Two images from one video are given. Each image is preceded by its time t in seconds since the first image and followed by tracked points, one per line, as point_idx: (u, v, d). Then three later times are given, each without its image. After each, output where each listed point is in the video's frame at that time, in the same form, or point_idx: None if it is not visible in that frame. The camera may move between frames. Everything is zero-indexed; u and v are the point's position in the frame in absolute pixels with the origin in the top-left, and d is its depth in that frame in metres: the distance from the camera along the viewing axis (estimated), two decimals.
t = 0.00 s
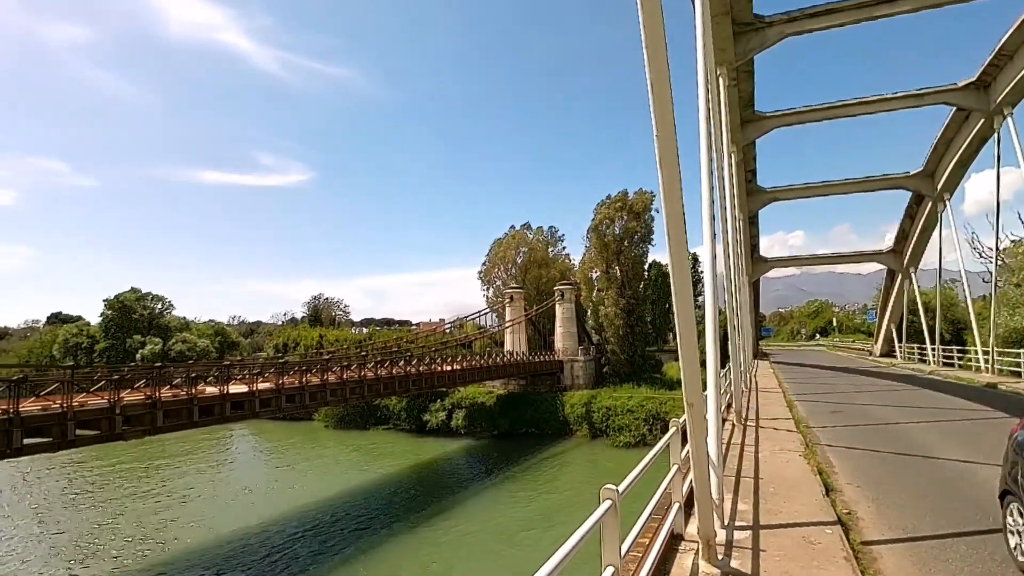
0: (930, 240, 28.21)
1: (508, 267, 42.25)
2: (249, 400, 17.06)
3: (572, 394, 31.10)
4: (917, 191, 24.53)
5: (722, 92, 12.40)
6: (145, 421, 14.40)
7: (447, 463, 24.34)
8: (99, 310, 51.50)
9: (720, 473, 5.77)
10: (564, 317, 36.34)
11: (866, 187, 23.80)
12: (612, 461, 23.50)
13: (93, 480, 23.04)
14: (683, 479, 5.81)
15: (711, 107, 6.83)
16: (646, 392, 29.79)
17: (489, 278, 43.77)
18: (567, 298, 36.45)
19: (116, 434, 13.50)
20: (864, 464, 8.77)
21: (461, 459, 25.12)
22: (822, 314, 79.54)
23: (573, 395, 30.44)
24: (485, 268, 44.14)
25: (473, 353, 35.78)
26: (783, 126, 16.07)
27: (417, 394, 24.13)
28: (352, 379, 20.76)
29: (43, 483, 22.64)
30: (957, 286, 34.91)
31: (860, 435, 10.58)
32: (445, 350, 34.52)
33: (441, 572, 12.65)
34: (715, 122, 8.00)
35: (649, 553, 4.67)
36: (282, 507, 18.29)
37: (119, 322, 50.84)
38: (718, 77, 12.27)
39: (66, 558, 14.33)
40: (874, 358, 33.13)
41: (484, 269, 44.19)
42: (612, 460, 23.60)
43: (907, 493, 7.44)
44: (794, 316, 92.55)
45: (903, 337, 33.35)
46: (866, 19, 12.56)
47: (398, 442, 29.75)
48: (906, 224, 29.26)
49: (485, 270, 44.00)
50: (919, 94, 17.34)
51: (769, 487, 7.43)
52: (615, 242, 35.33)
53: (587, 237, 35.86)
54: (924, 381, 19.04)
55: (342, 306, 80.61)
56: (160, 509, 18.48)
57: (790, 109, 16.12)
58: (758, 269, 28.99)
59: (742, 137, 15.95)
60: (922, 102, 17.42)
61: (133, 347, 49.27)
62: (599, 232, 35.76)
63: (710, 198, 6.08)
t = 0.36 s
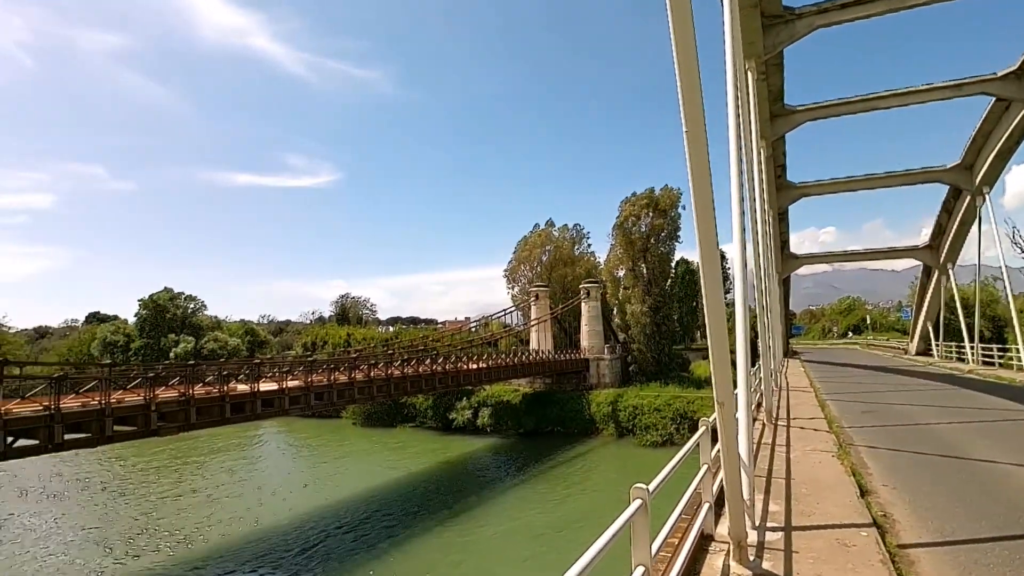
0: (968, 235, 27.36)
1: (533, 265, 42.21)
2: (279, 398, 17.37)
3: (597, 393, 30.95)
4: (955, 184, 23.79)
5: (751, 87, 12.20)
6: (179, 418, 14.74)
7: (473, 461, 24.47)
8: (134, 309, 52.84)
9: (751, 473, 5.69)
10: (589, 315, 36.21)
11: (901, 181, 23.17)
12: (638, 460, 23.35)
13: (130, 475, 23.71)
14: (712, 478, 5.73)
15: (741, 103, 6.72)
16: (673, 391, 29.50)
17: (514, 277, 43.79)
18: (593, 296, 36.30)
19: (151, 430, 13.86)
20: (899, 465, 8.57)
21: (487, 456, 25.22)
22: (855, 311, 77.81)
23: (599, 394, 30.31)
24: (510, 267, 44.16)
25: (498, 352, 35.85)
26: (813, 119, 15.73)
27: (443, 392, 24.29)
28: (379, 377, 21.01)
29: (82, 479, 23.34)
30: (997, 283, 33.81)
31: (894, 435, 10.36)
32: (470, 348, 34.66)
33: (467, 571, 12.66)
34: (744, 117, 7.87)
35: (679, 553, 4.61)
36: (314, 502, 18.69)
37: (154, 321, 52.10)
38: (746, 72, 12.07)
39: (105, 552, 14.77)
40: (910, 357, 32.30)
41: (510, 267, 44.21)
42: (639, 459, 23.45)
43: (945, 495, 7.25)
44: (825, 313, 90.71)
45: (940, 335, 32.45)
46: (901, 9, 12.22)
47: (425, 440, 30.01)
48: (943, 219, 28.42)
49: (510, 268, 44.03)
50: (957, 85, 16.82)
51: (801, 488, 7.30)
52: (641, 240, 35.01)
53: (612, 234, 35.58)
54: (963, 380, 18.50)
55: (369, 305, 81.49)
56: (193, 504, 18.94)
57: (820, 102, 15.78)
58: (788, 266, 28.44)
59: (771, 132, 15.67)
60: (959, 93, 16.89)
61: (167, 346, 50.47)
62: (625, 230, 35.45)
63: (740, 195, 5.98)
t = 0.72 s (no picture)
0: (994, 230, 26.81)
1: (549, 263, 42.16)
2: (297, 394, 17.53)
3: (613, 390, 30.85)
4: (980, 179, 23.28)
5: (770, 81, 12.04)
6: (200, 413, 14.96)
7: (489, 458, 24.52)
8: (156, 306, 53.65)
9: (770, 472, 5.62)
10: (605, 312, 36.07)
11: (924, 176, 22.74)
12: (655, 458, 23.23)
13: (152, 470, 24.12)
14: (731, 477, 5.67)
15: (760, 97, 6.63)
16: (691, 389, 29.29)
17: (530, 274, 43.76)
18: (609, 293, 36.15)
19: (172, 426, 14.06)
20: (922, 465, 8.43)
21: (502, 453, 25.26)
22: (876, 308, 76.66)
23: (615, 391, 30.20)
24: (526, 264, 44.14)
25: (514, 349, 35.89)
26: (834, 114, 15.49)
27: (458, 389, 24.36)
28: (395, 374, 21.12)
29: (106, 473, 23.80)
30: None
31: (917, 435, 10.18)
32: (486, 346, 34.71)
33: (483, 568, 12.67)
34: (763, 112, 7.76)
35: (698, 552, 4.57)
36: (331, 498, 18.81)
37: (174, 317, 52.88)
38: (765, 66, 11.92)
39: (128, 545, 15.04)
40: (933, 355, 31.74)
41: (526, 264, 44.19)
42: (656, 457, 23.33)
43: (970, 497, 7.11)
44: (845, 311, 89.44)
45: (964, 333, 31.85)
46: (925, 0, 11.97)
47: (441, 437, 30.15)
48: (967, 214, 27.88)
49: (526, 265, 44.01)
50: (982, 78, 16.46)
51: (821, 488, 7.21)
52: (657, 236, 34.76)
53: (628, 231, 35.35)
54: (989, 379, 18.12)
55: (385, 302, 81.94)
56: (214, 498, 19.23)
57: (841, 97, 15.53)
58: (807, 263, 28.09)
59: (790, 127, 15.45)
60: (985, 86, 16.53)
61: (188, 342, 51.19)
62: (640, 227, 35.18)
63: (759, 190, 5.90)
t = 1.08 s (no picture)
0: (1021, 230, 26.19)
1: (566, 263, 42.07)
2: (315, 394, 17.69)
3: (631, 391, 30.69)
4: (1007, 176, 22.73)
5: (790, 79, 11.90)
6: (220, 412, 15.16)
7: (506, 458, 24.52)
8: (177, 306, 54.54)
9: (791, 476, 5.56)
10: (622, 313, 35.92)
11: (949, 174, 22.28)
12: (672, 460, 23.04)
13: (174, 467, 24.51)
14: (751, 479, 5.60)
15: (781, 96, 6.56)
16: (709, 390, 29.04)
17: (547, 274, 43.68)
18: (626, 294, 35.99)
19: (193, 424, 14.27)
20: (947, 469, 8.27)
21: (519, 454, 25.25)
22: (899, 310, 75.35)
23: (632, 393, 30.04)
24: (543, 264, 44.07)
25: (531, 349, 35.89)
26: (856, 112, 15.25)
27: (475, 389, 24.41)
28: (412, 374, 21.22)
29: (129, 471, 24.23)
30: None
31: (941, 439, 9.99)
32: (503, 346, 34.74)
33: (500, 569, 12.65)
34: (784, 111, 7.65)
35: (717, 555, 4.52)
36: (350, 496, 18.99)
37: (196, 317, 53.68)
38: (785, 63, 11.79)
39: (149, 541, 15.29)
40: (958, 357, 31.10)
41: (542, 265, 44.12)
42: (674, 459, 23.15)
43: (997, 502, 6.96)
44: (867, 312, 88.04)
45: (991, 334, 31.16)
46: None
47: (458, 437, 30.23)
48: (994, 214, 27.28)
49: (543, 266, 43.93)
50: (1010, 73, 16.10)
51: (842, 491, 7.11)
52: (675, 236, 34.48)
53: (646, 231, 35.11)
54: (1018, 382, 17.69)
55: (402, 303, 82.44)
56: (234, 496, 19.49)
57: (863, 94, 15.29)
58: (828, 263, 27.67)
59: (811, 126, 15.26)
60: (1012, 82, 16.17)
61: (208, 342, 51.92)
62: (658, 227, 34.93)
63: (779, 190, 5.84)
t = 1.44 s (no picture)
0: None
1: (582, 262, 41.97)
2: (333, 394, 17.85)
3: (648, 391, 30.57)
4: None
5: (808, 74, 11.75)
6: (240, 412, 15.36)
7: (523, 457, 24.55)
8: (198, 307, 55.34)
9: (811, 475, 5.49)
10: (639, 312, 35.74)
11: (974, 168, 21.79)
12: (692, 460, 22.89)
13: (197, 467, 24.91)
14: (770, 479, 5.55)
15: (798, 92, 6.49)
16: (728, 389, 28.80)
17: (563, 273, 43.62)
18: (643, 292, 35.82)
19: (214, 424, 14.47)
20: (972, 469, 8.12)
21: (537, 453, 25.27)
22: (922, 307, 74.06)
23: (649, 392, 29.91)
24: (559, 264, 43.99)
25: (547, 349, 35.89)
26: (875, 106, 15.01)
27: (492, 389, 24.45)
28: (429, 374, 21.31)
29: (153, 470, 24.68)
30: None
31: (967, 438, 9.81)
32: (519, 346, 34.76)
33: (518, 569, 12.64)
34: (802, 105, 7.57)
35: (737, 555, 4.49)
36: (370, 496, 19.11)
37: (216, 319, 54.41)
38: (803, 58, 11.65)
39: (172, 539, 15.55)
40: (984, 355, 30.47)
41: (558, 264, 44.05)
42: (694, 459, 23.00)
43: None
44: (889, 309, 86.65)
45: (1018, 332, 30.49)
46: None
47: (476, 436, 30.34)
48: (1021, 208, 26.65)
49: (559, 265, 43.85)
50: None
51: (865, 491, 7.02)
52: (692, 234, 34.19)
53: (662, 229, 34.88)
54: None
55: (419, 303, 82.93)
56: (254, 495, 19.72)
57: (883, 88, 15.04)
58: (849, 260, 27.25)
59: (830, 121, 15.04)
60: None
61: (228, 343, 52.57)
62: (674, 225, 34.65)
63: (798, 187, 5.76)
